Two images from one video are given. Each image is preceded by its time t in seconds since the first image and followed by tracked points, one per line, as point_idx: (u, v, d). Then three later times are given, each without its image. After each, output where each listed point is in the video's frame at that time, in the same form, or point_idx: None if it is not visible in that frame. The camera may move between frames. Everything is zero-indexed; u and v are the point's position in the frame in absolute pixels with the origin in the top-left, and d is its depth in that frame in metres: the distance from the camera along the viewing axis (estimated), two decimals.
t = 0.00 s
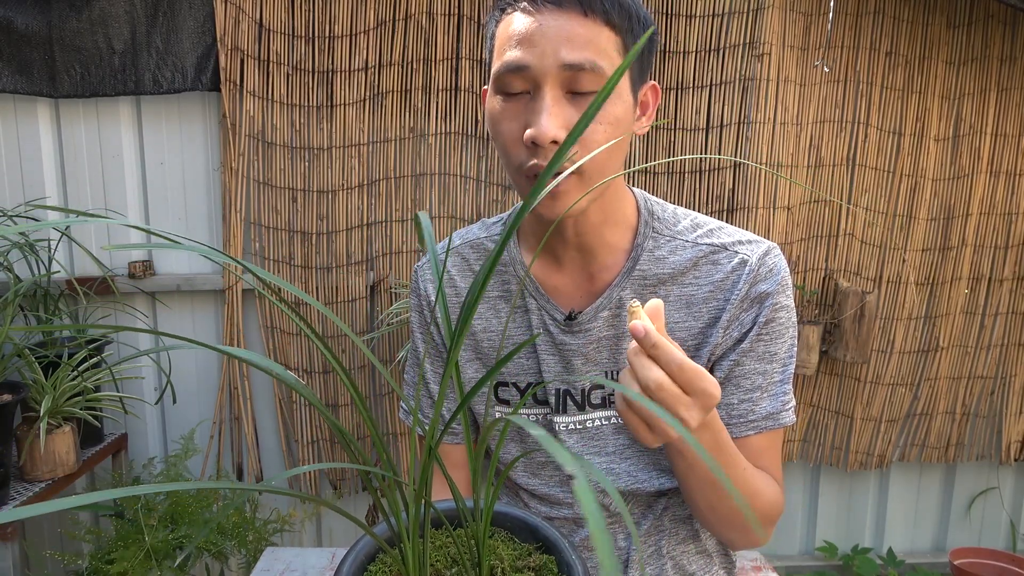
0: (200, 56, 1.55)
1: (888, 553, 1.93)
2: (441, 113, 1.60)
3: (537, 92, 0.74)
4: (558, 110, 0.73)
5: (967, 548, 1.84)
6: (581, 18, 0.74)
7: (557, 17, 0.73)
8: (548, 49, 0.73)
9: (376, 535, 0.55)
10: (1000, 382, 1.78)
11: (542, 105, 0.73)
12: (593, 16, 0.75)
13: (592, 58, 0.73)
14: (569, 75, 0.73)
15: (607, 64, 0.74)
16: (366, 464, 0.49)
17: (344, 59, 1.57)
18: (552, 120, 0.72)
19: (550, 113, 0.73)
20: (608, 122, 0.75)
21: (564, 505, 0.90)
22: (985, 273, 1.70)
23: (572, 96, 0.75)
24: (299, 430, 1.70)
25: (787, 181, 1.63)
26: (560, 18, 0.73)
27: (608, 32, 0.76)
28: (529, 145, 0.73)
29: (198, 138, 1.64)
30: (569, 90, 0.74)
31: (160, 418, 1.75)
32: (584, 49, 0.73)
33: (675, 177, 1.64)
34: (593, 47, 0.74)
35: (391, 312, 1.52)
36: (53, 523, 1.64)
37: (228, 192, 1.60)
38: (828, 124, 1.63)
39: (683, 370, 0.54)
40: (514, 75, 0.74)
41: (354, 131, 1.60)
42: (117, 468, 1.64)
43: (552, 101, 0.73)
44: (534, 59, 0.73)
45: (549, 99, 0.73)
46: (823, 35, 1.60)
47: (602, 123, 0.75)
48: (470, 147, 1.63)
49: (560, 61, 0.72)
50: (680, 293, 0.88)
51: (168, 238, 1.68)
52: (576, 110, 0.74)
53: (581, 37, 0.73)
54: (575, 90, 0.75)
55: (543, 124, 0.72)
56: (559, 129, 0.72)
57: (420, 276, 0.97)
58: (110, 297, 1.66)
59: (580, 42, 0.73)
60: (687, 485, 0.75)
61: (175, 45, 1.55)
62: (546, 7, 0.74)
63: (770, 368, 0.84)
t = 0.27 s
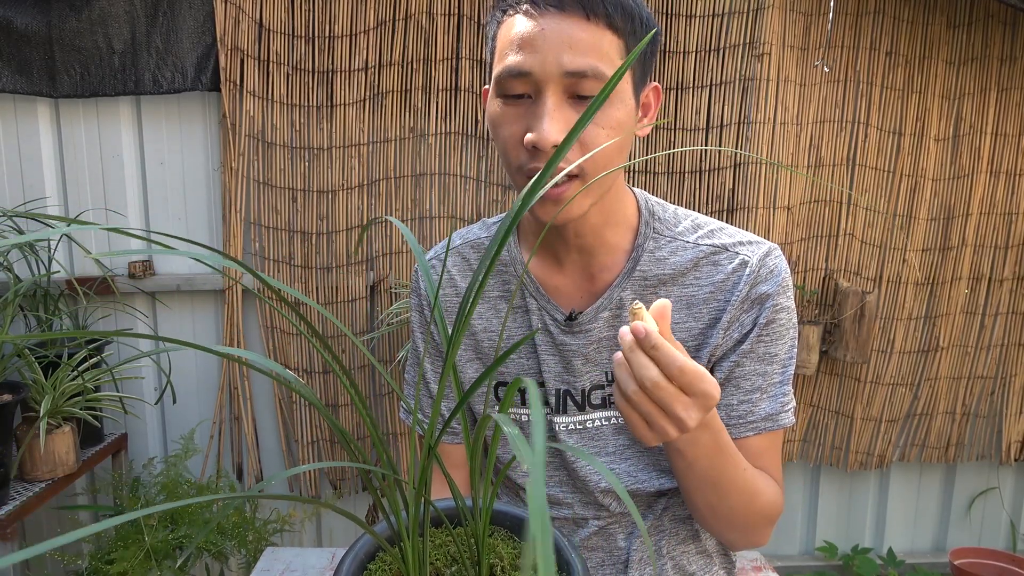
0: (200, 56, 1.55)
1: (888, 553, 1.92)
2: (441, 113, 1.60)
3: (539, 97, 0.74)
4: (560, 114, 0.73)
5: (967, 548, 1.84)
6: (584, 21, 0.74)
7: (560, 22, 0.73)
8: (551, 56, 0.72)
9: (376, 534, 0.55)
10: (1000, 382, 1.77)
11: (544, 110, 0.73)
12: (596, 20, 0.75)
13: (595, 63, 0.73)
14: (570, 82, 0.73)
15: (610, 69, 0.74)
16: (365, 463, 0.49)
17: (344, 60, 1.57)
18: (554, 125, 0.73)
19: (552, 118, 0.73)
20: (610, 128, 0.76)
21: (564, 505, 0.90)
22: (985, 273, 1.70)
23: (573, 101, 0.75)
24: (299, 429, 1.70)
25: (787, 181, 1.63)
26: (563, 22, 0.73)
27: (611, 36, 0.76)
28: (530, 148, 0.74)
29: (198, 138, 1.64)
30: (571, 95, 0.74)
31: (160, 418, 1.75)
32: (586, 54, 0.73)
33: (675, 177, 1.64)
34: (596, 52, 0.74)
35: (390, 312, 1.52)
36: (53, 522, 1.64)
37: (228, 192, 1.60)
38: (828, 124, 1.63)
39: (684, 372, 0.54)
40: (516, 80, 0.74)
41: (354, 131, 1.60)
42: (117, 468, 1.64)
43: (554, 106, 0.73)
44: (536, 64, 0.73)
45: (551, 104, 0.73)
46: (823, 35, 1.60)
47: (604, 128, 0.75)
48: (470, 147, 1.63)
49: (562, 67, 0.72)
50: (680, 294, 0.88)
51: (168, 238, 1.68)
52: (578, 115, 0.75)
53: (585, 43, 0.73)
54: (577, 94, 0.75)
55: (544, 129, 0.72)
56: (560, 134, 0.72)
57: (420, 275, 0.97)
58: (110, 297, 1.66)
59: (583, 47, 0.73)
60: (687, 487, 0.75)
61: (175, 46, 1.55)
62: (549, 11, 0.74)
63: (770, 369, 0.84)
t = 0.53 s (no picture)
0: (199, 55, 1.55)
1: (888, 553, 1.92)
2: (441, 113, 1.60)
3: (541, 88, 0.74)
4: (561, 107, 0.73)
5: (967, 548, 1.84)
6: (585, 15, 0.74)
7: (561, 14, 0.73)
8: (553, 45, 0.72)
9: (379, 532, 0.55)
10: (1000, 382, 1.77)
11: (546, 102, 0.73)
12: (597, 15, 0.75)
13: (595, 54, 0.73)
14: (575, 71, 0.73)
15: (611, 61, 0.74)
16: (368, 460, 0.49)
17: (344, 59, 1.57)
18: (555, 116, 0.72)
19: (553, 110, 0.73)
20: (611, 121, 0.75)
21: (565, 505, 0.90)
22: (985, 273, 1.70)
23: (575, 93, 0.75)
24: (299, 430, 1.69)
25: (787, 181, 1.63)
26: (564, 16, 0.73)
27: (612, 30, 0.76)
28: (531, 141, 0.73)
29: (197, 138, 1.63)
30: (573, 86, 0.74)
31: (160, 418, 1.75)
32: (588, 46, 0.73)
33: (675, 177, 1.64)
34: (597, 43, 0.74)
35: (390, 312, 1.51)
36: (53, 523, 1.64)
37: (228, 192, 1.60)
38: (828, 124, 1.63)
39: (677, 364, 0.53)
40: (516, 70, 0.75)
41: (354, 130, 1.60)
42: (117, 468, 1.64)
43: (555, 98, 0.73)
44: (538, 56, 0.73)
45: (552, 96, 0.73)
46: (824, 36, 1.60)
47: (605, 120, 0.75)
48: (470, 147, 1.63)
49: (565, 57, 0.72)
50: (680, 294, 0.88)
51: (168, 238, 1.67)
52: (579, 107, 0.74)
53: (586, 35, 0.73)
54: (579, 87, 0.74)
55: (545, 120, 0.72)
56: (561, 125, 0.72)
57: (420, 276, 0.97)
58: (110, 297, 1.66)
59: (584, 39, 0.73)
60: (685, 485, 0.75)
61: (175, 45, 1.55)
62: (551, 4, 0.74)
63: (770, 370, 0.84)
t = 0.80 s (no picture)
0: (199, 55, 1.55)
1: (888, 553, 1.92)
2: (441, 113, 1.60)
3: (535, 90, 0.74)
4: (556, 108, 0.73)
5: (968, 548, 1.84)
6: (579, 16, 0.74)
7: (553, 17, 0.73)
8: (547, 46, 0.72)
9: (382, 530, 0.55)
10: (1001, 382, 1.77)
11: (541, 104, 0.73)
12: (591, 15, 0.75)
13: (589, 55, 0.73)
14: (569, 72, 0.73)
15: (605, 62, 0.74)
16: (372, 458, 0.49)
17: (344, 59, 1.57)
18: (550, 118, 0.72)
19: (548, 112, 0.73)
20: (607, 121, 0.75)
21: (565, 504, 0.90)
22: (985, 273, 1.70)
23: (570, 94, 0.74)
24: (299, 430, 1.69)
25: (787, 181, 1.63)
26: (556, 18, 0.73)
27: (606, 31, 0.76)
28: (526, 143, 0.73)
29: (198, 138, 1.63)
30: (568, 87, 0.74)
31: (160, 418, 1.75)
32: (581, 47, 0.73)
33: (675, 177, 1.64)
34: (590, 43, 0.74)
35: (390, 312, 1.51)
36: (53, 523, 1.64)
37: (228, 192, 1.60)
38: (828, 124, 1.63)
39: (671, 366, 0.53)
40: (511, 72, 0.74)
41: (354, 130, 1.60)
42: (117, 468, 1.64)
43: (550, 100, 0.73)
44: (532, 57, 0.73)
45: (547, 98, 0.73)
46: (823, 35, 1.60)
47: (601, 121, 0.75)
48: (470, 147, 1.63)
49: (559, 58, 0.72)
50: (679, 294, 0.88)
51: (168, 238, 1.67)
52: (574, 108, 0.74)
53: (580, 36, 0.73)
54: (573, 88, 0.74)
55: (541, 122, 0.72)
56: (557, 127, 0.72)
57: (420, 276, 0.97)
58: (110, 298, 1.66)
59: (578, 40, 0.73)
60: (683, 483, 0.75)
61: (175, 45, 1.55)
62: (543, 7, 0.74)
63: (769, 369, 0.84)
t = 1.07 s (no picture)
0: (200, 56, 1.55)
1: (888, 553, 1.93)
2: (441, 113, 1.60)
3: (535, 92, 0.74)
4: (556, 111, 0.73)
5: (967, 548, 1.84)
6: (578, 18, 0.74)
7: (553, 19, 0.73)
8: (546, 48, 0.73)
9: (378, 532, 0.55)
10: (1000, 382, 1.77)
11: (540, 106, 0.73)
12: (589, 17, 0.75)
13: (588, 57, 0.73)
14: (568, 73, 0.73)
15: (604, 64, 0.74)
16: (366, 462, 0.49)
17: (344, 59, 1.57)
18: (550, 120, 0.72)
19: (548, 114, 0.72)
20: (607, 123, 0.75)
21: (564, 505, 0.90)
22: (985, 273, 1.70)
23: (570, 95, 0.74)
24: (299, 430, 1.70)
25: (787, 181, 1.63)
26: (555, 20, 0.73)
27: (605, 32, 0.76)
28: (526, 146, 0.73)
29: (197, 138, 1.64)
30: (567, 89, 0.74)
31: (160, 418, 1.75)
32: (580, 49, 0.73)
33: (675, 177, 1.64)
34: (589, 45, 0.74)
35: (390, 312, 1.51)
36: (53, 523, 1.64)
37: (228, 192, 1.60)
38: (828, 124, 1.63)
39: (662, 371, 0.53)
40: (510, 74, 0.75)
41: (354, 131, 1.60)
42: (117, 468, 1.64)
43: (549, 102, 0.73)
44: (531, 59, 0.73)
45: (546, 100, 0.73)
46: (824, 35, 1.60)
47: (601, 123, 0.75)
48: (470, 147, 1.63)
49: (558, 60, 0.72)
50: (679, 293, 0.88)
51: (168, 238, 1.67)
52: (573, 110, 0.74)
53: (579, 38, 0.73)
54: (573, 90, 0.74)
55: (541, 125, 0.72)
56: (557, 129, 0.72)
57: (419, 276, 0.97)
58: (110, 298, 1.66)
59: (577, 41, 0.73)
60: (681, 483, 0.75)
61: (175, 46, 1.55)
62: (542, 9, 0.74)
63: (768, 368, 0.84)
